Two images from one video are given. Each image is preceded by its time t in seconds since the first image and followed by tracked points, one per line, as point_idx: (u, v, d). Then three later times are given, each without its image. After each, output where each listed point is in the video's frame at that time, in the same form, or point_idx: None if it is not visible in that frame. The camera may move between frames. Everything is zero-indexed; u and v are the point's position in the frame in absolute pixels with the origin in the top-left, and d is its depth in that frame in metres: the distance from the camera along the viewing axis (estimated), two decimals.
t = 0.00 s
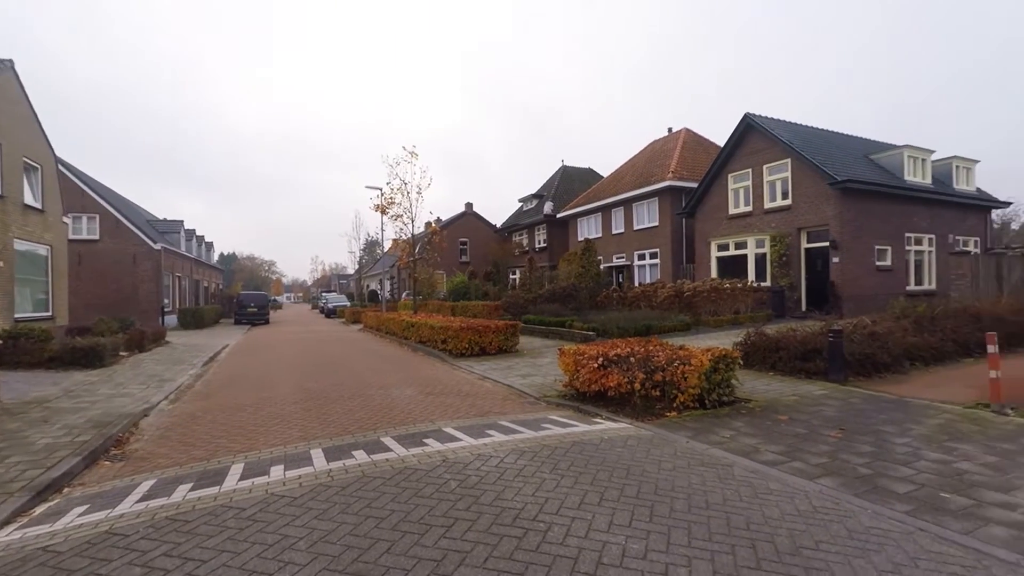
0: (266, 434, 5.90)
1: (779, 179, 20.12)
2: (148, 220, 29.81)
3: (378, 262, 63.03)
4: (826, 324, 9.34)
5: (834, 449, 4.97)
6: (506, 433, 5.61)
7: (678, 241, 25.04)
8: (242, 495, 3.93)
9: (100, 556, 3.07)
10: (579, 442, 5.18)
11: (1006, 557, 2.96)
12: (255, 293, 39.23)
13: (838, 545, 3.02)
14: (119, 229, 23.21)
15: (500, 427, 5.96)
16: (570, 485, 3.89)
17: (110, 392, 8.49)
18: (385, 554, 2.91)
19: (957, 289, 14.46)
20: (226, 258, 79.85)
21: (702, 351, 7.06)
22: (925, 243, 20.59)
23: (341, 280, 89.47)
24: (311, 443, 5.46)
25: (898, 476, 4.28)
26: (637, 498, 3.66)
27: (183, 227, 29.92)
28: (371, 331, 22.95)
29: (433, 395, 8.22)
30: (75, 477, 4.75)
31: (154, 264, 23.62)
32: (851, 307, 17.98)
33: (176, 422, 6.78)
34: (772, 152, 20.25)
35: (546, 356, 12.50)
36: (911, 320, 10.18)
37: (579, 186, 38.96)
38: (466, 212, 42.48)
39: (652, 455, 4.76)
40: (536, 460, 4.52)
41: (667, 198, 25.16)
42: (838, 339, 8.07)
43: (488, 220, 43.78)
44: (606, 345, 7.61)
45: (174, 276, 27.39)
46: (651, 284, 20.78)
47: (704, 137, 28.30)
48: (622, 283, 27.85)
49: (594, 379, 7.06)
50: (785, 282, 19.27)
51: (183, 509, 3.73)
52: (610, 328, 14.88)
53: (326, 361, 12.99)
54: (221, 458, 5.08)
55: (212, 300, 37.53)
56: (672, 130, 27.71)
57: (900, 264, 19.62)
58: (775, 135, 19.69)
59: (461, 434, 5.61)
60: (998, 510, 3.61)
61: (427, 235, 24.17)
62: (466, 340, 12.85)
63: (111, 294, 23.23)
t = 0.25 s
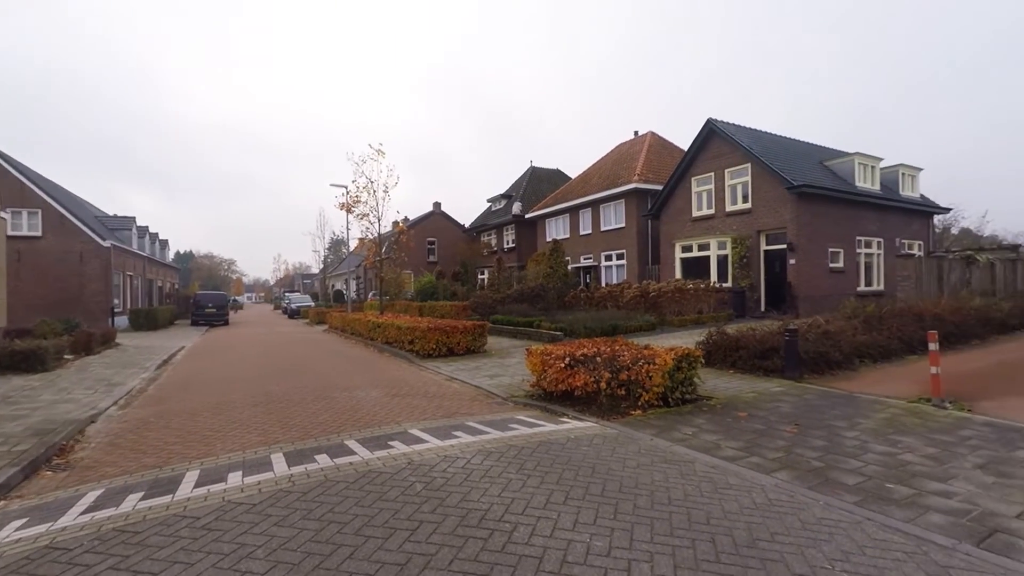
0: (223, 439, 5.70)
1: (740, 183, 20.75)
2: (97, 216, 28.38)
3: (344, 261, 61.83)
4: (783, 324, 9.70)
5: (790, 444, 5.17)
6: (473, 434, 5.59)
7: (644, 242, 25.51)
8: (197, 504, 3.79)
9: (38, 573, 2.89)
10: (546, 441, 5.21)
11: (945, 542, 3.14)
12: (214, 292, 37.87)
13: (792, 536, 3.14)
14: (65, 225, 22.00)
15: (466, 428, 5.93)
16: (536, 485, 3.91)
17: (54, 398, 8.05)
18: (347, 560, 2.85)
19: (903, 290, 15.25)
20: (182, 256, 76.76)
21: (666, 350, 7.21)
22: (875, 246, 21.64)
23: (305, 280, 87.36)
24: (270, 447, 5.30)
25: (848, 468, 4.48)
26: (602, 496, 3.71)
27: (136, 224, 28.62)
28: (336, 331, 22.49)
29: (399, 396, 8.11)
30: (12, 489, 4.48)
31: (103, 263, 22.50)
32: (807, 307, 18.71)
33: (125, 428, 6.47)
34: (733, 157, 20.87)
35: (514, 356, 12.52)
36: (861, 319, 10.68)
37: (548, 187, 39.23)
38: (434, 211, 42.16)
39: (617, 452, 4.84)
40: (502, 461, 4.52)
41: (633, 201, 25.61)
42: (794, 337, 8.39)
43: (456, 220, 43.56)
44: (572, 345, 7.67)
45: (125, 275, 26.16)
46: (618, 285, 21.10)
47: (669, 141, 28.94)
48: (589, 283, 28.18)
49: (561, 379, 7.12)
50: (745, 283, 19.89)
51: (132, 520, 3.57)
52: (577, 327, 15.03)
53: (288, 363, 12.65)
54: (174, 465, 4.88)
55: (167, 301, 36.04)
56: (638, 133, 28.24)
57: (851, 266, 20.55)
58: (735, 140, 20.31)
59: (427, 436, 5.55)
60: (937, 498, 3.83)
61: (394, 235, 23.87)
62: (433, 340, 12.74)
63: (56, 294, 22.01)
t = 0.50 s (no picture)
0: (181, 445, 5.49)
1: (705, 186, 21.27)
2: (45, 212, 26.94)
3: (310, 261, 60.50)
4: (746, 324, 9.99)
5: (752, 440, 5.32)
6: (442, 435, 5.55)
7: (613, 243, 25.87)
8: (153, 512, 3.64)
9: None
10: (515, 441, 5.22)
11: (894, 531, 3.29)
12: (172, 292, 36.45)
13: (754, 530, 3.23)
14: (9, 221, 20.80)
15: (435, 429, 5.88)
16: (505, 485, 3.91)
17: None
18: (312, 566, 2.79)
19: (858, 291, 15.93)
20: (138, 255, 73.58)
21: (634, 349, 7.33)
22: (832, 249, 22.52)
23: (270, 279, 85.07)
24: (232, 452, 5.14)
25: (806, 462, 4.65)
26: (570, 494, 3.74)
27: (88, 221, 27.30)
28: (302, 332, 21.98)
29: (367, 398, 7.99)
30: None
31: (51, 261, 21.37)
32: (768, 307, 19.33)
33: (75, 435, 6.16)
34: (699, 160, 21.38)
35: (484, 357, 12.50)
36: (819, 318, 11.09)
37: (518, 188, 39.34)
38: (403, 211, 41.72)
39: (586, 451, 4.89)
40: (472, 462, 4.50)
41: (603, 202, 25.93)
42: (756, 336, 8.65)
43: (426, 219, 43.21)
44: (542, 345, 7.72)
45: (75, 274, 24.91)
46: (587, 285, 21.33)
47: (637, 144, 29.44)
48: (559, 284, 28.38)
49: (531, 379, 7.14)
50: (710, 283, 20.40)
51: (81, 531, 3.39)
52: (547, 327, 15.11)
53: (251, 365, 12.28)
54: (127, 472, 4.67)
55: (121, 301, 34.48)
56: (607, 135, 28.61)
57: (810, 267, 21.34)
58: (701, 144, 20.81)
59: (395, 437, 5.49)
60: (888, 490, 4.01)
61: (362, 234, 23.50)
62: (402, 341, 12.59)
63: None
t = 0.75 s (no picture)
0: (141, 450, 5.30)
1: (676, 188, 21.68)
2: None
3: (279, 260, 59.15)
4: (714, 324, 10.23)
5: (719, 437, 5.45)
6: (414, 437, 5.51)
7: (586, 244, 26.11)
8: (110, 521, 3.50)
9: None
10: (488, 442, 5.22)
11: (853, 523, 3.42)
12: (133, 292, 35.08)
13: (720, 525, 3.31)
14: None
15: (407, 431, 5.83)
16: (477, 486, 3.90)
17: None
18: (279, 572, 2.73)
19: (820, 291, 16.48)
20: (96, 253, 70.57)
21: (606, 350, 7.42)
22: (796, 250, 23.25)
23: (237, 279, 82.80)
24: (196, 457, 4.99)
25: (771, 457, 4.78)
26: (541, 494, 3.76)
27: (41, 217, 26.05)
28: (271, 333, 21.48)
29: (338, 400, 7.86)
30: None
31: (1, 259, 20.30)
32: (736, 307, 19.82)
33: (25, 442, 5.87)
34: (669, 163, 21.78)
35: (457, 357, 12.45)
36: (783, 318, 11.44)
37: (492, 188, 39.32)
38: (376, 210, 41.22)
39: (558, 451, 4.92)
40: (445, 463, 4.48)
41: (576, 203, 26.15)
42: (724, 336, 8.86)
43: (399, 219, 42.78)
44: (516, 345, 7.73)
45: (27, 273, 23.74)
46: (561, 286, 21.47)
47: (610, 146, 29.81)
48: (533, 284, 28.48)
49: (504, 379, 7.15)
50: (681, 284, 20.79)
51: (32, 542, 3.24)
52: (521, 328, 15.15)
53: (217, 367, 11.94)
54: (83, 480, 4.48)
55: (77, 301, 33.01)
56: (581, 137, 28.87)
57: (776, 268, 21.97)
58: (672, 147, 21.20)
59: (366, 440, 5.42)
60: (847, 483, 4.16)
61: (334, 233, 23.11)
62: (374, 342, 12.42)
63: None
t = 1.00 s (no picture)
0: (104, 456, 5.12)
1: (650, 190, 22.01)
2: None
3: (250, 259, 57.84)
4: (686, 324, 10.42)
5: (691, 435, 5.55)
6: (389, 438, 5.46)
7: (562, 244, 26.27)
8: (70, 530, 3.37)
9: None
10: (464, 442, 5.21)
11: (818, 517, 3.53)
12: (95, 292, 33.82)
13: (691, 521, 3.38)
14: None
15: (381, 432, 5.77)
16: (452, 487, 3.89)
17: None
18: None
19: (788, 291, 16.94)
20: (54, 251, 67.75)
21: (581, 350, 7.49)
22: (766, 252, 23.85)
23: (206, 278, 80.59)
24: (162, 462, 4.85)
25: (740, 454, 4.90)
26: (516, 494, 3.77)
27: None
28: (241, 334, 21.00)
29: (311, 402, 7.73)
30: None
31: None
32: (708, 307, 20.23)
33: None
34: (644, 165, 22.09)
35: (433, 358, 12.38)
36: (753, 318, 11.73)
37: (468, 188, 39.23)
38: (351, 209, 40.68)
39: (533, 450, 4.95)
40: (419, 464, 4.46)
41: (552, 204, 26.29)
42: (696, 335, 9.03)
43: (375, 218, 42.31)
44: (491, 345, 7.73)
45: None
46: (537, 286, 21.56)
47: (586, 148, 30.07)
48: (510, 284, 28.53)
49: (480, 379, 7.14)
50: (655, 284, 21.10)
51: None
52: (497, 328, 15.15)
53: (186, 369, 11.60)
54: (41, 488, 4.31)
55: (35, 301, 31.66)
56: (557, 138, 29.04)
57: (747, 269, 22.49)
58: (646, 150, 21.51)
59: (340, 442, 5.35)
60: (813, 478, 4.29)
61: (307, 232, 22.73)
62: (349, 342, 12.25)
63: None
